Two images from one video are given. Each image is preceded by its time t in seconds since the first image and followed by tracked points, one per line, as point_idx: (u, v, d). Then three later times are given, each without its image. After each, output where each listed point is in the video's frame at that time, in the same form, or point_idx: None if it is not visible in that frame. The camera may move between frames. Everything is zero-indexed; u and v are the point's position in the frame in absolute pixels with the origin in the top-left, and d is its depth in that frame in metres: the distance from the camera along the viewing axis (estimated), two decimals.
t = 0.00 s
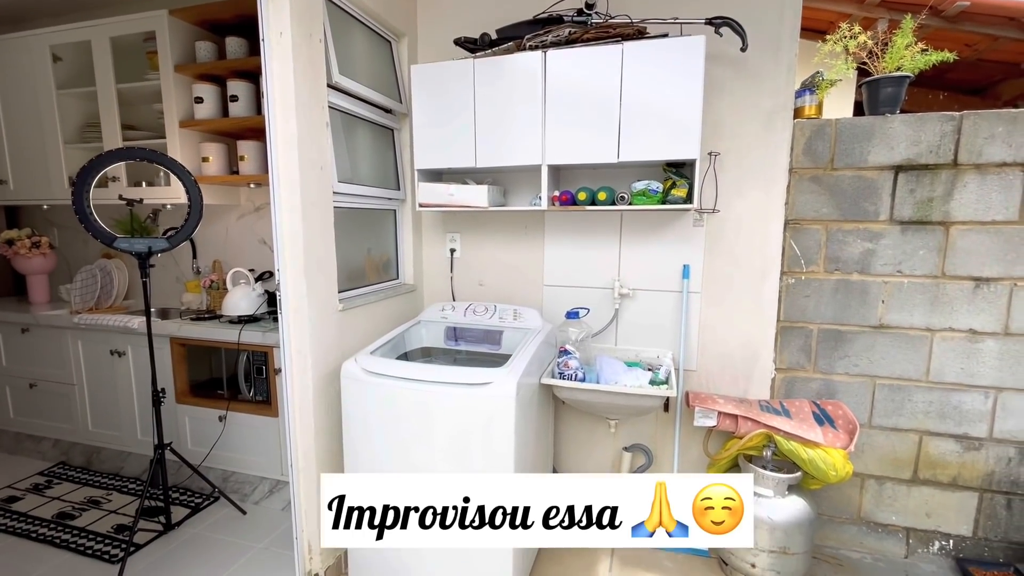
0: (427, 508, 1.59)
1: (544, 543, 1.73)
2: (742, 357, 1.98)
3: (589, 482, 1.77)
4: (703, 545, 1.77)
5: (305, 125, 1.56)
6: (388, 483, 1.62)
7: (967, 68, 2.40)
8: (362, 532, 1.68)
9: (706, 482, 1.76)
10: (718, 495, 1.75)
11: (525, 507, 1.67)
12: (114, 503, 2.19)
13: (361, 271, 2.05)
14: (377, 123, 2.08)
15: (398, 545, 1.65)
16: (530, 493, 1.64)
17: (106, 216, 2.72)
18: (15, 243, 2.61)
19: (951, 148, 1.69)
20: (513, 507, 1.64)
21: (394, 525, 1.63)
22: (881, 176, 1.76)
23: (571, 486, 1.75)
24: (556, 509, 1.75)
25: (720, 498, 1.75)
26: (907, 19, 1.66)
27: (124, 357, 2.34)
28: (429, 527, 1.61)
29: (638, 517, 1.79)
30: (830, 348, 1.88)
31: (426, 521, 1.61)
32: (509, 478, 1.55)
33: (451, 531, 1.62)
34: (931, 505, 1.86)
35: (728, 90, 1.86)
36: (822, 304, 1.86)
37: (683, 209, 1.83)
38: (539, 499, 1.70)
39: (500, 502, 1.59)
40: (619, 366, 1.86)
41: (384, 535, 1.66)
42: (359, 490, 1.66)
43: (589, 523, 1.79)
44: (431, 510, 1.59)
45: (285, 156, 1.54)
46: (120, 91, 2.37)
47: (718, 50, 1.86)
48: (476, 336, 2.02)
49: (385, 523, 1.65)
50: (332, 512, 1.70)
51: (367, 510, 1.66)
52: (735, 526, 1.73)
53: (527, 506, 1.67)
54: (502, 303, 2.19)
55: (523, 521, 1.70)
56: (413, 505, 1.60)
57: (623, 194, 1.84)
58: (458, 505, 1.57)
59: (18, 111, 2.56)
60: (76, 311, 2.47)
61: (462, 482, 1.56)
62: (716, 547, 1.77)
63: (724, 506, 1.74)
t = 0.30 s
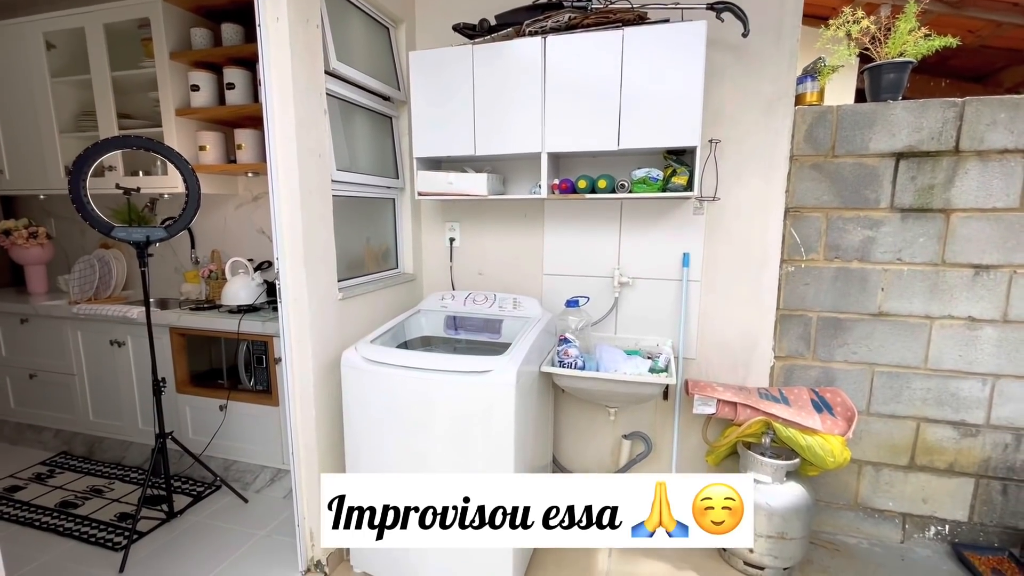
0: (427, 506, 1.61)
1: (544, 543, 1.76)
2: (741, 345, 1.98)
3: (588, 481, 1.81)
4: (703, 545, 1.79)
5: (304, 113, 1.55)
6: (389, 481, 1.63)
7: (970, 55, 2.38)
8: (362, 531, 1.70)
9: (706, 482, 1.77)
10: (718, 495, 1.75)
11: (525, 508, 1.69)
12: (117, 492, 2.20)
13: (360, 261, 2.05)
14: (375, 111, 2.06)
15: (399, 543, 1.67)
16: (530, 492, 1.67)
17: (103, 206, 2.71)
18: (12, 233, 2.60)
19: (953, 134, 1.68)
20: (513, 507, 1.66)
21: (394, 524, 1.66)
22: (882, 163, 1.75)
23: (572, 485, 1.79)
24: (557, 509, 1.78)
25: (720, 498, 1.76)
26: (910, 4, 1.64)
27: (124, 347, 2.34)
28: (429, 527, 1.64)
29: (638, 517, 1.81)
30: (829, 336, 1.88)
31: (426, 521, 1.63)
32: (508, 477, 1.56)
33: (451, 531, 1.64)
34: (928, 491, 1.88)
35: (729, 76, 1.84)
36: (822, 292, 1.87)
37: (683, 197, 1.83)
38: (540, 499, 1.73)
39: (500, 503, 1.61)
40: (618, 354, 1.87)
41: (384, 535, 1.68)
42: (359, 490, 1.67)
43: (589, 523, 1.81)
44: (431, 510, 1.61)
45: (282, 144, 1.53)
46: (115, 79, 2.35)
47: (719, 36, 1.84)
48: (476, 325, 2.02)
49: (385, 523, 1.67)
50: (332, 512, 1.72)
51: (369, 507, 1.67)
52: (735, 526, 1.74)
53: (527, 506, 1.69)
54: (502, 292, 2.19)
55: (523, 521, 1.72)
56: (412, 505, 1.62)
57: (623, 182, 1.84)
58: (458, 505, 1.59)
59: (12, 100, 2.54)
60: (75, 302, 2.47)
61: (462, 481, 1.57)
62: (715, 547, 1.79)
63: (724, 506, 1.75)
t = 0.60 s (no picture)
0: (427, 505, 1.63)
1: (544, 543, 1.78)
2: (741, 333, 1.98)
3: (589, 481, 1.84)
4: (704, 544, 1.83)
5: (301, 99, 1.54)
6: (389, 480, 1.65)
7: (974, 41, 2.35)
8: (362, 531, 1.72)
9: (707, 482, 1.80)
10: (718, 495, 1.78)
11: (525, 507, 1.70)
12: (120, 481, 2.21)
13: (359, 250, 2.05)
14: (373, 99, 2.05)
15: (399, 543, 1.69)
16: (530, 493, 1.68)
17: (100, 196, 2.70)
18: (9, 224, 2.59)
19: (955, 120, 1.67)
20: (513, 507, 1.67)
21: (394, 524, 1.68)
22: (884, 149, 1.74)
23: (572, 486, 1.82)
24: (557, 510, 1.80)
25: (720, 498, 1.78)
26: None
27: (124, 337, 2.34)
28: (429, 527, 1.65)
29: (638, 517, 1.85)
30: (828, 323, 1.88)
31: (426, 521, 1.65)
32: (508, 477, 1.58)
33: (451, 531, 1.65)
34: (924, 476, 1.89)
35: (730, 61, 1.83)
36: (821, 279, 1.87)
37: (684, 184, 1.82)
38: (540, 500, 1.74)
39: (500, 502, 1.63)
40: (618, 342, 1.87)
41: (384, 535, 1.70)
42: (359, 490, 1.69)
43: (589, 523, 1.85)
44: (431, 510, 1.63)
45: (279, 130, 1.52)
46: (110, 67, 2.32)
47: (720, 21, 1.82)
48: (475, 314, 2.02)
49: (385, 523, 1.69)
50: (332, 512, 1.75)
51: (368, 505, 1.69)
52: (736, 526, 1.76)
53: (527, 506, 1.71)
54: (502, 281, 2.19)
55: (524, 521, 1.74)
56: (412, 505, 1.64)
57: (623, 169, 1.83)
58: (458, 505, 1.61)
59: (6, 88, 2.51)
60: (74, 292, 2.46)
61: (462, 481, 1.59)
62: (716, 546, 1.83)
63: (724, 506, 1.77)
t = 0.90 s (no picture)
0: (427, 505, 1.64)
1: (544, 544, 1.77)
2: (741, 320, 1.99)
3: (589, 482, 1.83)
4: (703, 544, 1.82)
5: (298, 85, 1.52)
6: (391, 482, 1.66)
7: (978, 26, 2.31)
8: (362, 531, 1.73)
9: (706, 482, 1.78)
10: (718, 496, 1.76)
11: (525, 508, 1.70)
12: (122, 469, 2.22)
13: (358, 238, 2.04)
14: (372, 86, 2.03)
15: (399, 543, 1.70)
16: (530, 493, 1.68)
17: (97, 185, 2.68)
18: (6, 213, 2.57)
19: (958, 104, 1.66)
20: (513, 507, 1.67)
21: (394, 525, 1.69)
22: (886, 134, 1.73)
23: (572, 486, 1.80)
24: (557, 510, 1.78)
25: (720, 498, 1.77)
26: None
27: (123, 327, 2.34)
28: (429, 527, 1.67)
29: (638, 517, 1.83)
30: (828, 310, 1.88)
31: (426, 521, 1.67)
32: (509, 478, 1.59)
33: (451, 531, 1.67)
34: (922, 461, 1.91)
35: (731, 46, 1.81)
36: (822, 266, 1.86)
37: (684, 171, 1.81)
38: (540, 500, 1.73)
39: (500, 503, 1.63)
40: (618, 330, 1.88)
41: (384, 535, 1.71)
42: (359, 490, 1.71)
43: (588, 523, 1.83)
44: (431, 510, 1.65)
45: (277, 117, 1.50)
46: (105, 53, 2.30)
47: (722, 4, 1.80)
48: (476, 302, 2.02)
49: (386, 523, 1.70)
50: (332, 512, 1.75)
51: (368, 505, 1.70)
52: (736, 525, 1.76)
53: (527, 506, 1.70)
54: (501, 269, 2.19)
55: (523, 521, 1.73)
56: (412, 505, 1.66)
57: (623, 155, 1.82)
58: (458, 505, 1.62)
59: None
60: (73, 281, 2.46)
61: (462, 481, 1.60)
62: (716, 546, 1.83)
63: (724, 506, 1.76)
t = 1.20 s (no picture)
0: (427, 505, 1.66)
1: (543, 543, 1.71)
2: (740, 308, 1.99)
3: (587, 481, 1.72)
4: (702, 544, 1.74)
5: (296, 72, 1.51)
6: (392, 481, 1.68)
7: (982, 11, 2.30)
8: (362, 531, 1.71)
9: (706, 482, 1.71)
10: (718, 495, 1.70)
11: (525, 507, 1.67)
12: (123, 459, 2.23)
13: (357, 227, 2.03)
14: (369, 72, 2.01)
15: (399, 543, 1.70)
16: (529, 493, 1.64)
17: (93, 175, 2.66)
18: (2, 204, 2.56)
19: (958, 90, 1.66)
20: (513, 507, 1.66)
21: (394, 525, 1.70)
22: (886, 121, 1.73)
23: (568, 484, 1.71)
24: (556, 508, 1.72)
25: (720, 498, 1.71)
26: None
27: (122, 317, 2.33)
28: (429, 527, 1.68)
29: (638, 517, 1.73)
30: (827, 297, 1.89)
31: (426, 521, 1.67)
32: (509, 478, 1.60)
33: (451, 531, 1.67)
34: (919, 447, 1.92)
35: (732, 32, 1.79)
36: (821, 254, 1.86)
37: (684, 158, 1.81)
38: (539, 500, 1.68)
39: (500, 502, 1.63)
40: (617, 318, 1.88)
41: (384, 535, 1.70)
42: (359, 490, 1.71)
43: (588, 523, 1.74)
44: (431, 510, 1.66)
45: (275, 104, 1.48)
46: (99, 41, 2.27)
47: None
48: (475, 291, 2.02)
49: (386, 523, 1.70)
50: (332, 512, 1.73)
51: (369, 505, 1.70)
52: (735, 525, 1.71)
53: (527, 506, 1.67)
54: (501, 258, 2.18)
55: (523, 520, 1.69)
56: (412, 505, 1.67)
57: (623, 143, 1.81)
58: (458, 505, 1.63)
59: None
60: (71, 272, 2.45)
61: (462, 481, 1.62)
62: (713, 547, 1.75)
63: (724, 506, 1.70)
